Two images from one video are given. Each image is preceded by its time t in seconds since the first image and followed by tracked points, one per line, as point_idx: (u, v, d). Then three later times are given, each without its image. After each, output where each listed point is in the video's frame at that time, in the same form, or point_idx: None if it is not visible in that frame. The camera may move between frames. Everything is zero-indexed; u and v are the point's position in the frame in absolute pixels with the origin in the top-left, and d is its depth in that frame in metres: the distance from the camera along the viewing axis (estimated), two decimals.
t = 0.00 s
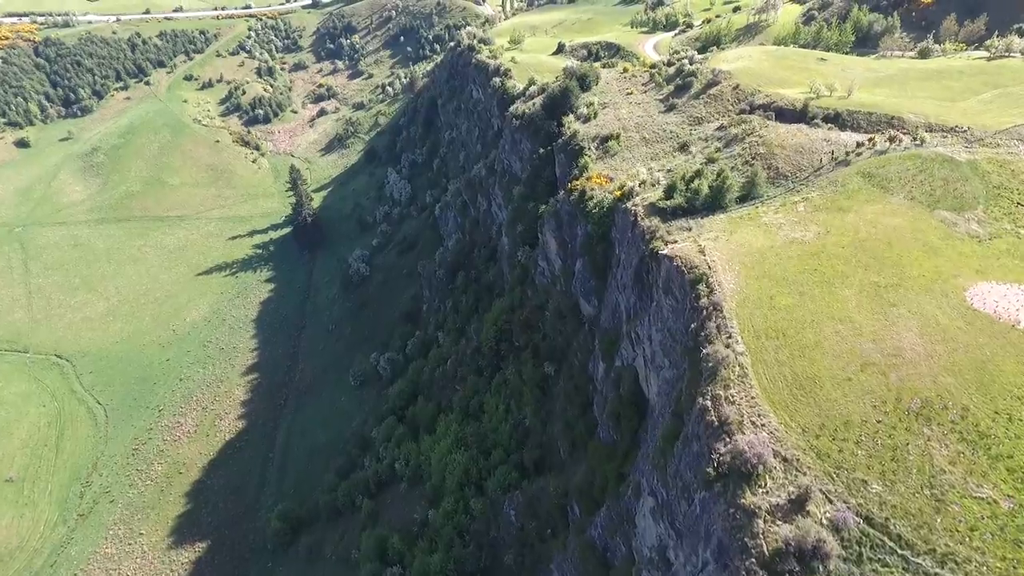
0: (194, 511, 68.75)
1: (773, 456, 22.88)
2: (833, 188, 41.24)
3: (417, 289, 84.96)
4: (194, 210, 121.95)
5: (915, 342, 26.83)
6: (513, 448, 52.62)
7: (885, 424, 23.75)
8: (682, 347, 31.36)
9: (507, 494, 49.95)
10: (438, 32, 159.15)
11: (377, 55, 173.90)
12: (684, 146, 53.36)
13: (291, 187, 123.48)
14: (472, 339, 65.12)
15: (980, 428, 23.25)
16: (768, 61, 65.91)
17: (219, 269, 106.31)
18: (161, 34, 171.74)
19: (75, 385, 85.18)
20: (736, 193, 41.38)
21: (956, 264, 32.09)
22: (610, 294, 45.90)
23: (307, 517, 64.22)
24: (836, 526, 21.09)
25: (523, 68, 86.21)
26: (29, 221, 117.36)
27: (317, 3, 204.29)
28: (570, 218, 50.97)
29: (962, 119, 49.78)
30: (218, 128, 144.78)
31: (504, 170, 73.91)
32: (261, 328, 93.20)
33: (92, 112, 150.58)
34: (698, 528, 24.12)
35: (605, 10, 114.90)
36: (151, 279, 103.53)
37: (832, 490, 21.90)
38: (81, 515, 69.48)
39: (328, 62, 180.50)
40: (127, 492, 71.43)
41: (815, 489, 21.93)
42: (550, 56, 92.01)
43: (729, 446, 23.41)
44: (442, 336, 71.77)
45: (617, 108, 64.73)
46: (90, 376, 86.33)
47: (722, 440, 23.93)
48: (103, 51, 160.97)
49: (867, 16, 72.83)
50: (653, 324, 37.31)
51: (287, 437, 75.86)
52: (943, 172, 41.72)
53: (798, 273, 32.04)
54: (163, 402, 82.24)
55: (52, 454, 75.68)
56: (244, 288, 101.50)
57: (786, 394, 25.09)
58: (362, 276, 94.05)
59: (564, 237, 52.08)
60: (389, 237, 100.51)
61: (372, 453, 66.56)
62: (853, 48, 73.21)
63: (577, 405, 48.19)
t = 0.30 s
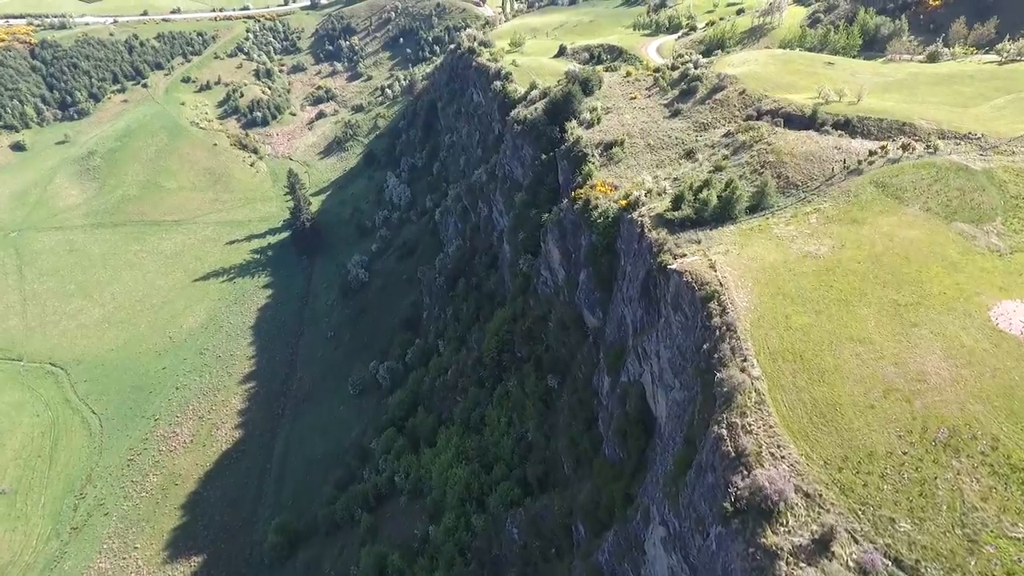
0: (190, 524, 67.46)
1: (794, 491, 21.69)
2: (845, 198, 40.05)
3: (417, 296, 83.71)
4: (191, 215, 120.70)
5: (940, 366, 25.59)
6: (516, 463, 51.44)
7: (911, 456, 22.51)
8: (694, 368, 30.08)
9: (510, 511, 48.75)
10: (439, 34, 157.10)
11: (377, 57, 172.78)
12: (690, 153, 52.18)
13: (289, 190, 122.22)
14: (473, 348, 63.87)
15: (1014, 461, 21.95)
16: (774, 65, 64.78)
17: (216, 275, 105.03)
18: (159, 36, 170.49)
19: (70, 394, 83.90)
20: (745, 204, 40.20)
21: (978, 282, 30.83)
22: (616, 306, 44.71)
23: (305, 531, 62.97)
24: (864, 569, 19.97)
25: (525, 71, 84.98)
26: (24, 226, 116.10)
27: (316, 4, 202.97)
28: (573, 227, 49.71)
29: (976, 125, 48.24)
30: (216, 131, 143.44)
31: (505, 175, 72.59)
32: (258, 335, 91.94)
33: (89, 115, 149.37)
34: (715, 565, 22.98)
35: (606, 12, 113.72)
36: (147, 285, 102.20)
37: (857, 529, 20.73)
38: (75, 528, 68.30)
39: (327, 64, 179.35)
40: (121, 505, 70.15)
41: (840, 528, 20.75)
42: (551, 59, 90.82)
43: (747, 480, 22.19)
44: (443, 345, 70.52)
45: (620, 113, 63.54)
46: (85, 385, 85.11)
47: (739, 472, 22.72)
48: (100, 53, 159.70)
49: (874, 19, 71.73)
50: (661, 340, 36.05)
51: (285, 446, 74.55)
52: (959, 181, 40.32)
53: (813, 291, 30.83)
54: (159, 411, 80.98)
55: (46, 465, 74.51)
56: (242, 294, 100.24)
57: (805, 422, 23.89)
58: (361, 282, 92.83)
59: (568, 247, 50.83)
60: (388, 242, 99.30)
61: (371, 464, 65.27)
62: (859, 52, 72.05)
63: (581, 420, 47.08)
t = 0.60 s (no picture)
0: (186, 538, 66.17)
1: (818, 532, 20.53)
2: (859, 209, 38.81)
3: (416, 303, 82.39)
4: (189, 219, 119.43)
5: (968, 392, 24.32)
6: (518, 478, 50.25)
7: (941, 492, 21.25)
8: (706, 390, 28.81)
9: (513, 529, 47.57)
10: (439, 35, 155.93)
11: (376, 59, 171.59)
12: (697, 160, 50.98)
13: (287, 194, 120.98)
14: (473, 359, 62.60)
15: None
16: (781, 69, 63.56)
17: (214, 281, 103.72)
18: (156, 38, 169.15)
19: (64, 403, 82.62)
20: (755, 216, 38.93)
21: (1002, 300, 29.54)
22: (621, 320, 43.45)
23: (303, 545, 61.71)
24: None
25: (526, 75, 83.75)
26: (20, 232, 114.77)
27: (315, 6, 201.66)
28: (577, 237, 48.43)
29: (991, 132, 46.97)
30: (213, 134, 142.06)
31: (506, 181, 71.29)
32: (256, 343, 90.63)
33: (85, 118, 148.12)
34: None
35: (607, 14, 112.54)
36: (144, 292, 100.94)
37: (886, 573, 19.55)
38: (69, 542, 67.09)
39: (326, 66, 178.11)
40: (116, 518, 68.91)
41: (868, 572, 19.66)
42: (553, 62, 89.60)
43: (768, 519, 21.00)
44: (443, 354, 69.25)
45: (624, 118, 62.34)
46: (80, 394, 83.85)
47: (759, 510, 21.51)
48: (97, 56, 158.34)
49: (882, 22, 70.47)
50: (670, 358, 34.79)
51: (283, 457, 73.24)
52: (976, 192, 38.94)
53: (831, 311, 29.57)
54: (155, 421, 79.71)
55: (39, 477, 73.28)
56: (240, 301, 98.98)
57: (828, 455, 22.69)
58: (360, 288, 91.61)
59: (572, 257, 49.50)
60: (387, 247, 98.06)
61: (370, 477, 64.02)
62: (867, 56, 70.84)
63: (586, 436, 45.87)
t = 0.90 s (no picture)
0: (180, 552, 64.81)
1: None
2: (872, 222, 37.63)
3: (415, 310, 81.07)
4: (185, 224, 118.04)
5: (996, 422, 23.15)
6: (520, 495, 49.07)
7: (972, 532, 20.06)
8: (718, 415, 27.61)
9: (515, 548, 46.44)
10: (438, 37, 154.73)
11: (374, 61, 170.30)
12: (702, 169, 49.77)
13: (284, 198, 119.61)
14: (474, 369, 61.33)
15: None
16: (787, 74, 62.38)
17: (210, 287, 102.33)
18: (153, 40, 167.69)
19: (57, 413, 81.25)
20: (765, 228, 37.69)
21: None
22: (626, 334, 42.21)
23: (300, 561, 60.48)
24: None
25: (526, 78, 82.51)
26: (13, 237, 113.29)
27: (312, 7, 200.24)
28: (580, 248, 47.11)
29: (1003, 140, 45.77)
30: (210, 137, 140.61)
31: (506, 187, 70.03)
32: (252, 350, 89.27)
33: (80, 121, 146.74)
34: None
35: (608, 16, 111.35)
36: (139, 298, 99.57)
37: None
38: (61, 557, 65.72)
39: (323, 68, 176.75)
40: (109, 531, 67.54)
41: None
42: (553, 66, 88.42)
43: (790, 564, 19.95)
44: (443, 363, 67.98)
45: (627, 124, 61.18)
46: (73, 403, 82.43)
47: (780, 552, 20.44)
48: (92, 58, 156.89)
49: (887, 25, 69.30)
50: (678, 377, 33.54)
51: (279, 469, 71.84)
52: (991, 203, 37.66)
53: (848, 332, 28.41)
54: (149, 431, 78.33)
55: (31, 490, 71.92)
56: (236, 307, 97.63)
57: (851, 491, 21.54)
58: (358, 295, 90.41)
59: (575, 268, 48.22)
60: (386, 253, 96.82)
61: (368, 489, 62.79)
62: (872, 60, 69.66)
63: (591, 453, 44.73)
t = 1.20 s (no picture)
0: (175, 567, 63.50)
1: None
2: (886, 235, 36.37)
3: (414, 318, 79.79)
4: (181, 228, 116.74)
5: None
6: (523, 512, 47.95)
7: None
8: (732, 443, 26.47)
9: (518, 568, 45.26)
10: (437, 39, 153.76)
11: (373, 63, 169.06)
12: (708, 177, 48.52)
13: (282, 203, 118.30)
14: (474, 381, 60.05)
15: None
16: (793, 79, 61.18)
17: (207, 293, 101.02)
18: (150, 42, 166.42)
19: (51, 423, 79.92)
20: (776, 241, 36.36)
21: None
22: (632, 349, 40.97)
23: None
24: None
25: (527, 83, 81.32)
26: (7, 242, 112.02)
27: (311, 8, 198.87)
28: (584, 260, 45.80)
29: (1018, 148, 44.53)
30: (207, 140, 139.29)
31: (507, 193, 68.74)
32: (249, 358, 87.92)
33: (76, 124, 145.48)
34: None
35: (609, 18, 110.22)
36: (134, 304, 98.29)
37: None
38: (53, 572, 64.37)
39: (322, 70, 175.45)
40: (103, 545, 66.18)
41: None
42: (554, 69, 87.20)
43: None
44: (443, 373, 66.70)
45: (631, 130, 59.95)
46: (67, 413, 81.08)
47: None
48: (88, 60, 155.65)
49: (894, 29, 68.21)
50: (687, 397, 32.33)
51: (276, 480, 70.53)
52: (1010, 215, 36.36)
53: (867, 354, 27.25)
54: (144, 442, 77.01)
55: (23, 502, 70.60)
56: (233, 314, 96.33)
57: (879, 532, 20.55)
58: (357, 302, 89.16)
59: (578, 279, 46.96)
60: (385, 259, 95.54)
61: (367, 503, 61.50)
62: (879, 64, 68.49)
63: (595, 470, 43.51)
